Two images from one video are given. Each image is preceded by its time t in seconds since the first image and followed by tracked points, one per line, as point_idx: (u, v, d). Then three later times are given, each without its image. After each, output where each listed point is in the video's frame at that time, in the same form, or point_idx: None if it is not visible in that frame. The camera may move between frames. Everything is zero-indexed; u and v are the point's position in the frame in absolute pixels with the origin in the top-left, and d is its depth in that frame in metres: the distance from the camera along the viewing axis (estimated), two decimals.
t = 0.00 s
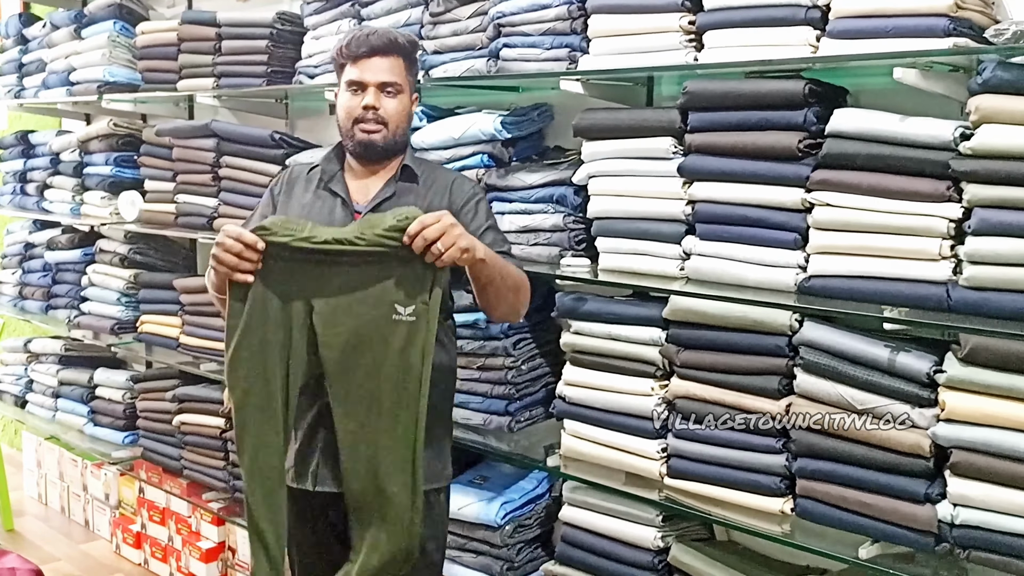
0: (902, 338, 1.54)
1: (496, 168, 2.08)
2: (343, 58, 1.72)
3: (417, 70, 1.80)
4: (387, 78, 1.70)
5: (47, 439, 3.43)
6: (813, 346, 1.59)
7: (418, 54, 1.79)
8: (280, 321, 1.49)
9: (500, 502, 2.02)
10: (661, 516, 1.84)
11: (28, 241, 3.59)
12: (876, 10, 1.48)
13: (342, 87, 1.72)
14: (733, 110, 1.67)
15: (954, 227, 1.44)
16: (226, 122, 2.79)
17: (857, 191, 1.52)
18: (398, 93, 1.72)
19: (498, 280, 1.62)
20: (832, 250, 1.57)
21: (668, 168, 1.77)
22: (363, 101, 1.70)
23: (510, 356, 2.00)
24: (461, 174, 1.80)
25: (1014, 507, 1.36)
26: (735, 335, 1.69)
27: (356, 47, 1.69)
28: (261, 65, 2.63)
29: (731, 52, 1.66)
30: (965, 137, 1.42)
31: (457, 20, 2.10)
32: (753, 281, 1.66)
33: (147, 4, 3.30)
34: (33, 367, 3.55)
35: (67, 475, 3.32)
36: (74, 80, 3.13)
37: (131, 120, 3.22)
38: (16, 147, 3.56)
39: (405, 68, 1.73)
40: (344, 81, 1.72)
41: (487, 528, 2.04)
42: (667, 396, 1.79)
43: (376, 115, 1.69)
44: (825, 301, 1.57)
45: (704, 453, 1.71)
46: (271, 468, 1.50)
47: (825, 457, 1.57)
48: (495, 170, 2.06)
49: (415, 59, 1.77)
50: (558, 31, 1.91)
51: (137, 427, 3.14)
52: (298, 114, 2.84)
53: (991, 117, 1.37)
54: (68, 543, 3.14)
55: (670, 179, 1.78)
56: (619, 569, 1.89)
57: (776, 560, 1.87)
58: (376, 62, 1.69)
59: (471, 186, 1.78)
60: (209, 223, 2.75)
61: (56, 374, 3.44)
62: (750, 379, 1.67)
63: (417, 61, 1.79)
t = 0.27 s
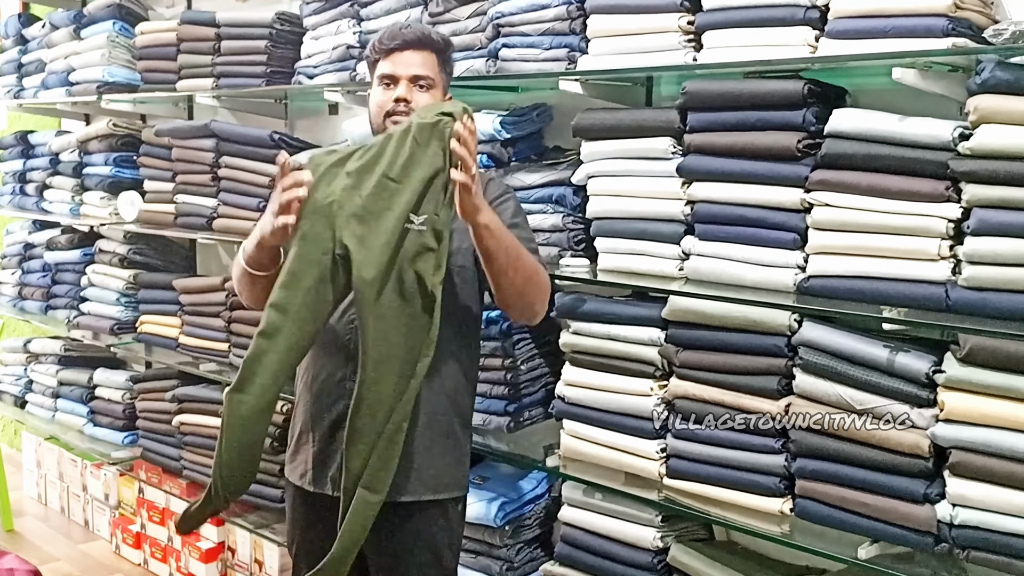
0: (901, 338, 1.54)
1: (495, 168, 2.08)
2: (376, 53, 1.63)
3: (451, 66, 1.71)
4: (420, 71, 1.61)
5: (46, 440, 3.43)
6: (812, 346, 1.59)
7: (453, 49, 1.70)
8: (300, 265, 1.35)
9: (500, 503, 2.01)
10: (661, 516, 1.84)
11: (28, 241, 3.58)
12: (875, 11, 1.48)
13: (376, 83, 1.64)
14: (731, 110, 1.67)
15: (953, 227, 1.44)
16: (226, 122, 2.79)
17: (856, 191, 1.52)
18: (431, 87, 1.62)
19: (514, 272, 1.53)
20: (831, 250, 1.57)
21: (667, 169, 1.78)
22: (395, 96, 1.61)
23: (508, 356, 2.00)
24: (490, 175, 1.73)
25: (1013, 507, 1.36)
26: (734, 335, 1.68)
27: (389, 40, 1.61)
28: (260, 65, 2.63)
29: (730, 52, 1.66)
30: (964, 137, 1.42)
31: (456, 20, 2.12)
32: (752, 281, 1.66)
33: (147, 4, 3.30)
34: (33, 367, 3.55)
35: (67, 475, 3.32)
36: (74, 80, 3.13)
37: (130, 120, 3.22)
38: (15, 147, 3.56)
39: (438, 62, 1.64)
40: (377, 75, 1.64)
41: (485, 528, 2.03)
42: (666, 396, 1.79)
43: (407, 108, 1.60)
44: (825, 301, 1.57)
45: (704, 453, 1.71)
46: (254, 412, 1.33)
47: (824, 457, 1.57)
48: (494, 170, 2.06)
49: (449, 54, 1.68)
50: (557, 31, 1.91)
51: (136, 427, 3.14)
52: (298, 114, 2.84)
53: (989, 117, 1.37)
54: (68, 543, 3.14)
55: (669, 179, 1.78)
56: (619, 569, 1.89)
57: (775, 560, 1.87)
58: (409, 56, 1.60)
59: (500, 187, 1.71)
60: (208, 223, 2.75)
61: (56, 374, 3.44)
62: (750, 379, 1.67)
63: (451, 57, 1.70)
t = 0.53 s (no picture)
0: (901, 338, 1.54)
1: (495, 168, 2.08)
2: (392, 52, 1.59)
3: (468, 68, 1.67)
4: (435, 71, 1.57)
5: (47, 440, 3.43)
6: (812, 346, 1.60)
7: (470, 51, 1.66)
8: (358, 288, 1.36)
9: (500, 504, 2.00)
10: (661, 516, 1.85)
11: (28, 242, 3.59)
12: (875, 11, 1.49)
13: (389, 83, 1.60)
14: (731, 110, 1.67)
15: (953, 227, 1.44)
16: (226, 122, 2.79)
17: (856, 191, 1.53)
18: (446, 88, 1.58)
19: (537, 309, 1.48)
20: (830, 250, 1.57)
21: (667, 169, 1.78)
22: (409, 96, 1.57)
23: (508, 359, 1.98)
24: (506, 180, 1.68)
25: (1014, 506, 1.36)
26: (734, 336, 1.69)
27: (404, 40, 1.58)
28: (260, 66, 2.63)
29: (730, 52, 1.66)
30: (964, 138, 1.42)
31: (456, 20, 2.12)
32: (753, 281, 1.66)
33: (147, 4, 3.31)
34: (33, 368, 3.55)
35: (67, 475, 3.32)
36: (74, 80, 3.13)
37: (131, 120, 3.22)
38: (15, 148, 3.56)
39: (455, 62, 1.60)
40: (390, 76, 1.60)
41: (486, 528, 2.03)
42: (666, 396, 1.79)
43: (421, 110, 1.56)
44: (825, 301, 1.57)
45: (704, 453, 1.71)
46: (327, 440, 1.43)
47: (824, 457, 1.57)
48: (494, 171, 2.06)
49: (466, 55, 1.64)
50: (557, 31, 1.91)
51: (137, 427, 3.14)
52: (298, 115, 2.84)
53: (989, 117, 1.37)
54: (68, 543, 3.14)
55: (669, 179, 1.78)
56: (619, 569, 1.89)
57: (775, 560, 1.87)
58: (425, 56, 1.56)
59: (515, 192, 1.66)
60: (209, 224, 2.75)
61: (56, 374, 3.44)
62: (750, 379, 1.67)
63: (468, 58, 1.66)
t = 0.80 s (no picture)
0: (901, 338, 1.55)
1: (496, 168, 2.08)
2: (388, 56, 1.55)
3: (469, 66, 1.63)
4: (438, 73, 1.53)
5: (47, 440, 3.43)
6: (813, 346, 1.60)
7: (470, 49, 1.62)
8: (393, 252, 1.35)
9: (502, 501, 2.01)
10: (661, 516, 1.85)
11: (29, 242, 3.59)
12: (876, 11, 1.49)
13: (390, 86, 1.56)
14: (732, 110, 1.67)
15: (954, 227, 1.44)
16: (227, 122, 2.80)
17: (856, 191, 1.53)
18: (450, 88, 1.55)
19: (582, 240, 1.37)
20: (831, 250, 1.57)
21: (667, 169, 1.78)
22: (411, 98, 1.53)
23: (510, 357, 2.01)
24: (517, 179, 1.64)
25: (1014, 506, 1.36)
26: (735, 335, 1.69)
27: (401, 43, 1.54)
28: (260, 65, 2.63)
29: (731, 52, 1.66)
30: (965, 137, 1.42)
31: (458, 20, 2.13)
32: (753, 281, 1.66)
33: (147, 4, 3.31)
34: (34, 367, 3.55)
35: (67, 475, 3.32)
36: (75, 80, 3.13)
37: (131, 120, 3.22)
38: (16, 148, 3.57)
39: (455, 60, 1.56)
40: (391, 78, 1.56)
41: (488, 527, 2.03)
42: (667, 396, 1.79)
43: (426, 113, 1.53)
44: (825, 301, 1.57)
45: (704, 453, 1.72)
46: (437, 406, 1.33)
47: (825, 457, 1.57)
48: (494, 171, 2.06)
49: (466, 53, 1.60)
50: (558, 31, 1.91)
51: (137, 427, 3.15)
52: (299, 115, 2.84)
53: (990, 117, 1.37)
54: (69, 543, 3.14)
55: (670, 179, 1.78)
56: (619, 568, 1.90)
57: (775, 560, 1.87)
58: (424, 56, 1.53)
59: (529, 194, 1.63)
60: (209, 224, 2.76)
61: (57, 374, 3.44)
62: (750, 378, 1.67)
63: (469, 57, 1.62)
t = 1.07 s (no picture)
0: (902, 339, 1.55)
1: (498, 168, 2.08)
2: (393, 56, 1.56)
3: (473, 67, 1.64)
4: (441, 72, 1.54)
5: (47, 439, 3.43)
6: (813, 346, 1.60)
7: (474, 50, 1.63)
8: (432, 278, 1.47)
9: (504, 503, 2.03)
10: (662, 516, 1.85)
11: (29, 242, 3.59)
12: (877, 12, 1.49)
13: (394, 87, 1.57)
14: (733, 111, 1.67)
15: (955, 228, 1.44)
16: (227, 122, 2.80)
17: (857, 191, 1.53)
18: (452, 88, 1.56)
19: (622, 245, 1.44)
20: (831, 250, 1.57)
21: (669, 169, 1.78)
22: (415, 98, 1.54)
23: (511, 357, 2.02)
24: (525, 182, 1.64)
25: (1015, 506, 1.36)
26: (736, 335, 1.69)
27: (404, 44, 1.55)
28: (261, 65, 2.63)
29: (733, 52, 1.66)
30: (966, 138, 1.42)
31: (460, 20, 2.13)
32: (754, 281, 1.66)
33: (148, 4, 3.31)
34: (35, 367, 3.55)
35: (68, 475, 3.32)
36: (76, 81, 3.13)
37: (132, 120, 3.22)
38: (16, 148, 3.57)
39: (458, 60, 1.57)
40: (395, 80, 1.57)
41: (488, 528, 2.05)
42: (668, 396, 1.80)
43: (429, 112, 1.53)
44: (826, 301, 1.57)
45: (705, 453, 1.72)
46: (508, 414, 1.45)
47: (825, 457, 1.57)
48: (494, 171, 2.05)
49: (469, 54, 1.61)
50: (559, 32, 1.91)
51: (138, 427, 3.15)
52: (300, 115, 2.84)
53: (991, 118, 1.37)
54: (69, 543, 3.14)
55: (671, 180, 1.78)
56: (620, 568, 1.90)
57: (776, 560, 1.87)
58: (427, 56, 1.54)
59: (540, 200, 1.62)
60: (210, 224, 2.76)
61: (57, 374, 3.44)
62: (751, 379, 1.67)
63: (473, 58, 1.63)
